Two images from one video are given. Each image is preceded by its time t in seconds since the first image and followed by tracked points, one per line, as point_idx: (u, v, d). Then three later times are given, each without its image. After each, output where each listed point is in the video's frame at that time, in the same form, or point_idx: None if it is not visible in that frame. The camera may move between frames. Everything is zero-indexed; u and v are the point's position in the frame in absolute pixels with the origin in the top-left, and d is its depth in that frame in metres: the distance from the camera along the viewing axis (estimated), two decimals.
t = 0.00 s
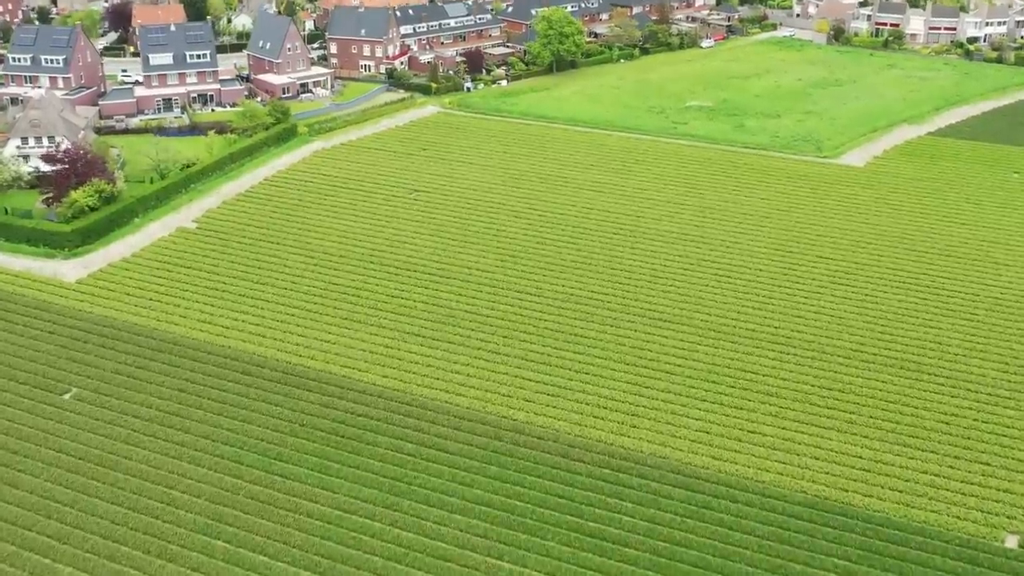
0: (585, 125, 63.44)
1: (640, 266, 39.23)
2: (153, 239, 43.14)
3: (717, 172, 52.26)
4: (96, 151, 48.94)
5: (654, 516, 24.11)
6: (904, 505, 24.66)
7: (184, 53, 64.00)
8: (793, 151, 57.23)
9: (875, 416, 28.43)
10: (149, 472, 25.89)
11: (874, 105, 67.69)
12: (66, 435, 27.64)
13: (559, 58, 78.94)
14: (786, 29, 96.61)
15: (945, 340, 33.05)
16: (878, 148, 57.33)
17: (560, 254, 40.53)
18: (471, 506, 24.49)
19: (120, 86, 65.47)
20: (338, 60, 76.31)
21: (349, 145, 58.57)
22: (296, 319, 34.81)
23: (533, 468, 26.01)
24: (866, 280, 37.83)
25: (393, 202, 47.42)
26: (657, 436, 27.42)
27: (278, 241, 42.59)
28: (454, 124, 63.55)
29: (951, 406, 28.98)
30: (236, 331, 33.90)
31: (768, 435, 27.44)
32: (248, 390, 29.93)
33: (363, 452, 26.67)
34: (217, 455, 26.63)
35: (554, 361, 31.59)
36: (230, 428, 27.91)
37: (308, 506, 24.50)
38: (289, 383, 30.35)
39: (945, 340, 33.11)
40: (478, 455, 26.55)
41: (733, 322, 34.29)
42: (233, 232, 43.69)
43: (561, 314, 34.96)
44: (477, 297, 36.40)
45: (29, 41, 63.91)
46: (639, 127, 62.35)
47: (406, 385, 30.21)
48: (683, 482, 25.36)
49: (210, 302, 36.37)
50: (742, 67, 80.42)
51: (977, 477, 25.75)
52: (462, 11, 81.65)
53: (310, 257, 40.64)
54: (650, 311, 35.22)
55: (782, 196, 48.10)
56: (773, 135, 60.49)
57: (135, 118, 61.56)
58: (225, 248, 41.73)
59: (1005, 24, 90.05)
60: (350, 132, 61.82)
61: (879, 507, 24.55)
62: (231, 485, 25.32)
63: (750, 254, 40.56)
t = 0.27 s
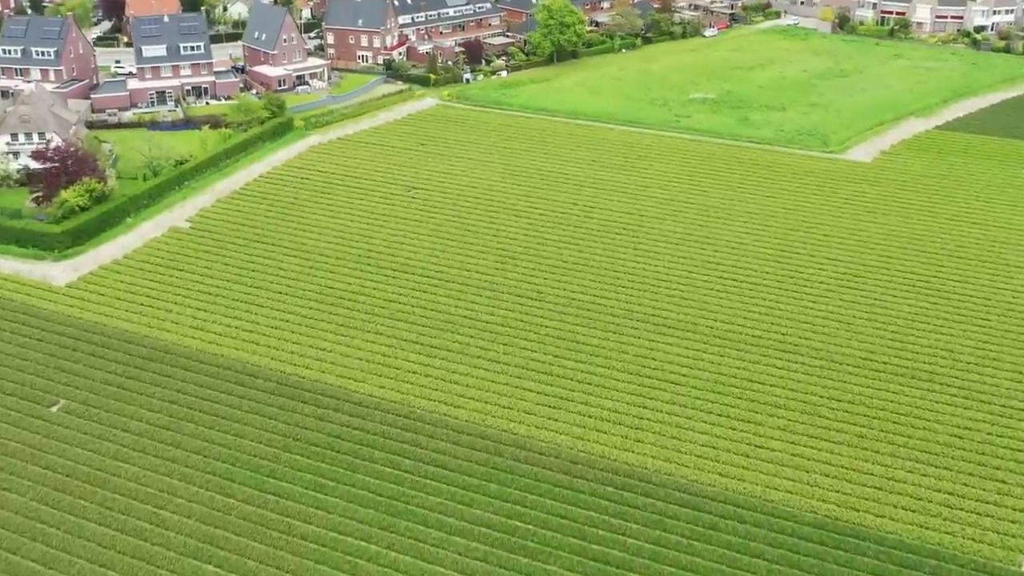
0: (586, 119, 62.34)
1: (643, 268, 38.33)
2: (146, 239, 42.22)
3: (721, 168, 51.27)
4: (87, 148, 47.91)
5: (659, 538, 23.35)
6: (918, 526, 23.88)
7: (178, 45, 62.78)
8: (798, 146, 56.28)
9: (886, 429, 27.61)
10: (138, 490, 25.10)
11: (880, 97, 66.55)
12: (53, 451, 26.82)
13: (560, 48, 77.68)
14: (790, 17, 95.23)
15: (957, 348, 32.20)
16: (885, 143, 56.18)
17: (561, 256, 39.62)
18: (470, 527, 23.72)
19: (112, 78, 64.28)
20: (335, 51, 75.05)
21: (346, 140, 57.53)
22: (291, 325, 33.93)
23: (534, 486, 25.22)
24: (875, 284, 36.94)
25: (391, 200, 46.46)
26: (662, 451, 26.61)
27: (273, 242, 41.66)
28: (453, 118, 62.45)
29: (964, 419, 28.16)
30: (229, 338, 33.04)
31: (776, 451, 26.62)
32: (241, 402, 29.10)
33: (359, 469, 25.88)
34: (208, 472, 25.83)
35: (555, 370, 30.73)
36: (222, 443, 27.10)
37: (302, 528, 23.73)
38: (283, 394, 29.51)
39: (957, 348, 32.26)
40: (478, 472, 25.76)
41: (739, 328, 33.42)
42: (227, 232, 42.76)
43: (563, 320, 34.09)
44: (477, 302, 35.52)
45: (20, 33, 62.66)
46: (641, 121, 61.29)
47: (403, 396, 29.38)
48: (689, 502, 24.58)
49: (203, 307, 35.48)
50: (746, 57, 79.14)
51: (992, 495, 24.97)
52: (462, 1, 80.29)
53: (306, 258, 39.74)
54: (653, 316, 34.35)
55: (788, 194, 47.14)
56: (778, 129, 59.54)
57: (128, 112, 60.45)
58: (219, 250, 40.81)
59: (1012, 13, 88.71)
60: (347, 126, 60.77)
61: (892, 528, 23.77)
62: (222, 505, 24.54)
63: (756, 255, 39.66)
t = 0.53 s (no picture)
0: (587, 113, 61.28)
1: (646, 272, 37.46)
2: (137, 240, 41.28)
3: (725, 165, 50.30)
4: (78, 146, 46.91)
5: (665, 562, 22.59)
6: (931, 548, 23.12)
7: (171, 36, 61.64)
8: (804, 142, 55.35)
9: (897, 444, 26.81)
10: (127, 511, 24.32)
11: (886, 89, 65.40)
12: (39, 468, 26.02)
13: (561, 38, 76.44)
14: (794, 6, 93.82)
15: (970, 357, 31.35)
16: (891, 139, 55.39)
17: (563, 258, 38.73)
18: (470, 550, 22.96)
19: (105, 71, 63.12)
20: (332, 41, 73.82)
21: (343, 134, 56.48)
22: (286, 332, 33.08)
23: (535, 506, 24.44)
24: (885, 288, 36.09)
25: (389, 198, 45.51)
26: (667, 468, 25.82)
27: (268, 243, 40.75)
28: (452, 111, 61.35)
29: (978, 433, 27.35)
30: (222, 346, 32.19)
31: (785, 467, 25.82)
32: (234, 415, 28.26)
33: (355, 487, 25.10)
34: (200, 491, 25.05)
35: (557, 381, 29.91)
36: (213, 459, 26.31)
37: (296, 551, 22.97)
38: (276, 406, 28.68)
39: (970, 357, 31.40)
40: (477, 491, 24.98)
41: (745, 336, 32.60)
42: (221, 232, 41.82)
43: (565, 327, 33.24)
44: (476, 307, 34.68)
45: (10, 25, 61.47)
46: (644, 115, 60.27)
47: (401, 408, 28.57)
48: (695, 523, 23.80)
49: (196, 312, 34.61)
50: (750, 47, 77.89)
51: (1009, 515, 24.17)
52: None
53: (301, 261, 38.84)
54: (657, 323, 33.52)
55: (794, 191, 46.19)
56: (783, 124, 58.60)
57: (121, 106, 59.37)
58: (213, 251, 39.88)
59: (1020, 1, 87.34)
60: (344, 120, 59.72)
61: (905, 551, 22.99)
62: (214, 526, 23.76)
63: (761, 257, 38.77)
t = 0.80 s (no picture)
0: (588, 104, 60.13)
1: (650, 274, 36.56)
2: (129, 240, 40.35)
3: (730, 159, 49.30)
4: (68, 142, 45.89)
5: None
6: (945, 571, 22.40)
7: (164, 26, 60.41)
8: (810, 134, 54.30)
9: (909, 459, 26.06)
10: (115, 532, 23.57)
11: (893, 79, 64.24)
12: (25, 485, 25.24)
13: (562, 26, 75.15)
14: None
15: (982, 365, 30.54)
16: (898, 133, 54.35)
17: (564, 259, 37.87)
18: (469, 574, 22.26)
19: (97, 61, 61.92)
20: (328, 30, 72.58)
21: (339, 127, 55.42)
22: (280, 338, 32.25)
23: (536, 526, 23.72)
24: (894, 291, 35.24)
25: (387, 195, 44.57)
26: (672, 484, 25.08)
27: (263, 242, 39.86)
28: (452, 102, 60.26)
29: (992, 446, 26.59)
30: (215, 353, 31.36)
31: (793, 484, 25.09)
32: (226, 427, 27.47)
33: (351, 506, 24.40)
34: (191, 510, 24.31)
35: (558, 391, 29.10)
36: (205, 475, 25.55)
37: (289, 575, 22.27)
38: (270, 418, 27.89)
39: (982, 364, 30.59)
40: (476, 510, 24.25)
41: (751, 342, 31.78)
42: (214, 231, 40.90)
43: (567, 333, 32.42)
44: (476, 312, 33.85)
45: None
46: (646, 106, 59.14)
47: (398, 420, 27.79)
48: (701, 544, 23.08)
49: (188, 317, 33.74)
50: (754, 35, 76.56)
51: None
52: None
53: (296, 262, 37.92)
54: (661, 328, 32.67)
55: (800, 188, 45.24)
56: (788, 115, 57.53)
57: (114, 97, 58.23)
58: (206, 251, 38.99)
59: None
60: (340, 112, 58.66)
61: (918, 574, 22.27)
62: (205, 548, 23.04)
63: (768, 258, 37.86)
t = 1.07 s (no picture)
0: (589, 95, 58.98)
1: (653, 278, 35.68)
2: (120, 240, 39.44)
3: (734, 153, 48.29)
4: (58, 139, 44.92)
5: None
6: None
7: (157, 15, 59.01)
8: (816, 128, 53.28)
9: (921, 475, 25.33)
10: (103, 555, 22.84)
11: (900, 69, 63.07)
12: (11, 504, 24.47)
13: (562, 14, 73.85)
14: None
15: (995, 373, 29.74)
16: (906, 126, 53.30)
17: (566, 260, 37.01)
18: None
19: (88, 51, 60.69)
20: (325, 18, 71.31)
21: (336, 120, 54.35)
22: (274, 345, 31.44)
23: (537, 548, 23.02)
24: (903, 295, 34.41)
25: (384, 192, 43.63)
26: (677, 503, 24.37)
27: (257, 242, 38.96)
28: (450, 93, 59.13)
29: (1006, 461, 25.85)
30: (207, 361, 30.52)
31: (802, 502, 24.38)
32: (218, 441, 26.70)
33: (346, 527, 23.70)
34: (181, 531, 23.59)
35: (560, 402, 28.31)
36: (197, 494, 24.82)
37: None
38: (263, 431, 27.11)
39: (995, 372, 29.80)
40: (476, 530, 23.55)
41: (758, 349, 30.97)
42: (207, 230, 39.99)
43: (569, 339, 31.61)
44: (475, 317, 33.05)
45: None
46: (648, 98, 58.04)
47: (395, 433, 27.01)
48: (707, 567, 22.40)
49: (179, 322, 32.88)
50: (757, 22, 75.22)
51: None
52: None
53: (290, 264, 37.00)
54: (665, 335, 31.85)
55: (806, 184, 44.29)
56: (794, 107, 56.45)
57: (106, 89, 57.07)
58: (199, 252, 38.10)
59: None
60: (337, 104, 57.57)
61: None
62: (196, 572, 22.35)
63: (774, 260, 37.00)
